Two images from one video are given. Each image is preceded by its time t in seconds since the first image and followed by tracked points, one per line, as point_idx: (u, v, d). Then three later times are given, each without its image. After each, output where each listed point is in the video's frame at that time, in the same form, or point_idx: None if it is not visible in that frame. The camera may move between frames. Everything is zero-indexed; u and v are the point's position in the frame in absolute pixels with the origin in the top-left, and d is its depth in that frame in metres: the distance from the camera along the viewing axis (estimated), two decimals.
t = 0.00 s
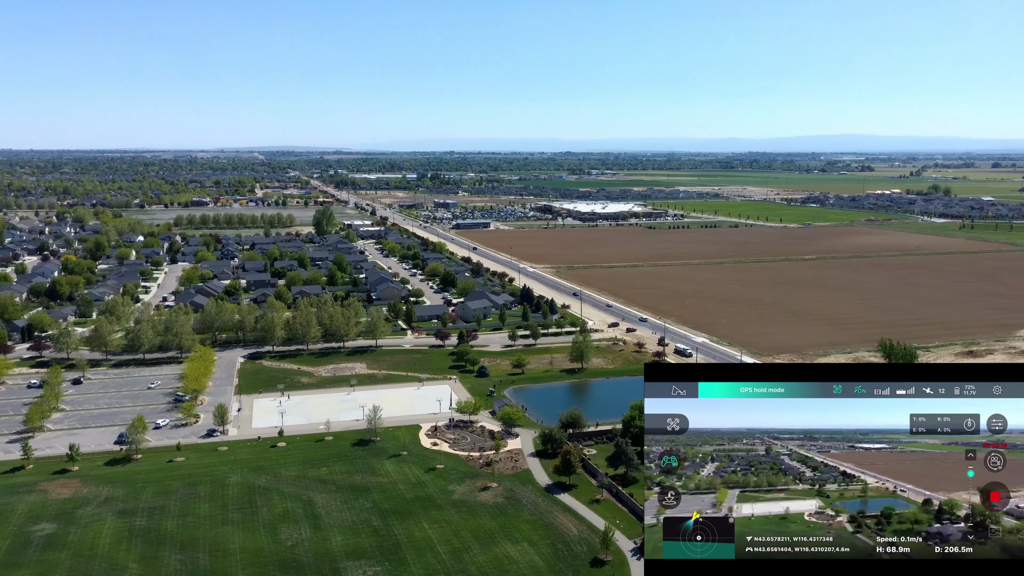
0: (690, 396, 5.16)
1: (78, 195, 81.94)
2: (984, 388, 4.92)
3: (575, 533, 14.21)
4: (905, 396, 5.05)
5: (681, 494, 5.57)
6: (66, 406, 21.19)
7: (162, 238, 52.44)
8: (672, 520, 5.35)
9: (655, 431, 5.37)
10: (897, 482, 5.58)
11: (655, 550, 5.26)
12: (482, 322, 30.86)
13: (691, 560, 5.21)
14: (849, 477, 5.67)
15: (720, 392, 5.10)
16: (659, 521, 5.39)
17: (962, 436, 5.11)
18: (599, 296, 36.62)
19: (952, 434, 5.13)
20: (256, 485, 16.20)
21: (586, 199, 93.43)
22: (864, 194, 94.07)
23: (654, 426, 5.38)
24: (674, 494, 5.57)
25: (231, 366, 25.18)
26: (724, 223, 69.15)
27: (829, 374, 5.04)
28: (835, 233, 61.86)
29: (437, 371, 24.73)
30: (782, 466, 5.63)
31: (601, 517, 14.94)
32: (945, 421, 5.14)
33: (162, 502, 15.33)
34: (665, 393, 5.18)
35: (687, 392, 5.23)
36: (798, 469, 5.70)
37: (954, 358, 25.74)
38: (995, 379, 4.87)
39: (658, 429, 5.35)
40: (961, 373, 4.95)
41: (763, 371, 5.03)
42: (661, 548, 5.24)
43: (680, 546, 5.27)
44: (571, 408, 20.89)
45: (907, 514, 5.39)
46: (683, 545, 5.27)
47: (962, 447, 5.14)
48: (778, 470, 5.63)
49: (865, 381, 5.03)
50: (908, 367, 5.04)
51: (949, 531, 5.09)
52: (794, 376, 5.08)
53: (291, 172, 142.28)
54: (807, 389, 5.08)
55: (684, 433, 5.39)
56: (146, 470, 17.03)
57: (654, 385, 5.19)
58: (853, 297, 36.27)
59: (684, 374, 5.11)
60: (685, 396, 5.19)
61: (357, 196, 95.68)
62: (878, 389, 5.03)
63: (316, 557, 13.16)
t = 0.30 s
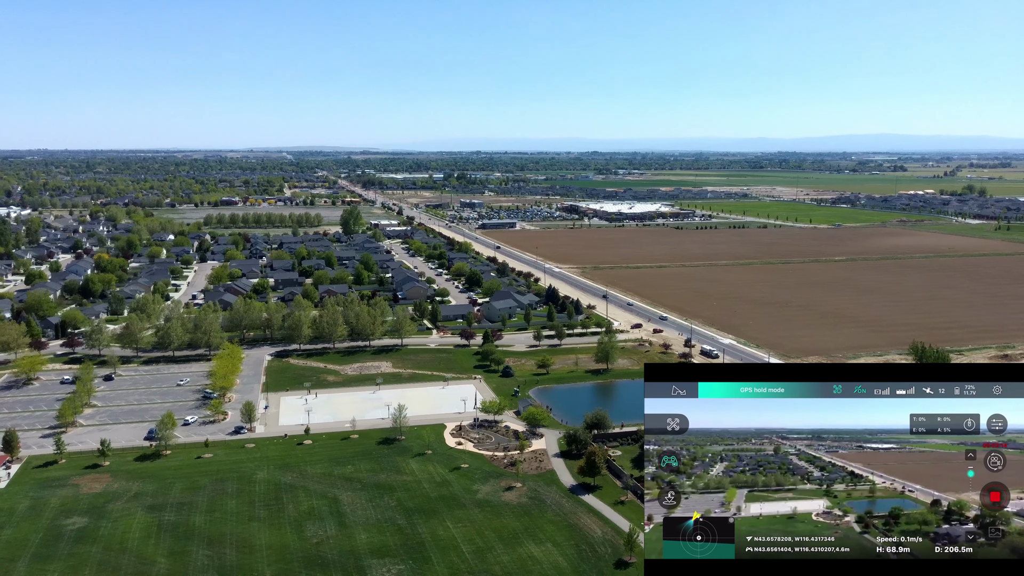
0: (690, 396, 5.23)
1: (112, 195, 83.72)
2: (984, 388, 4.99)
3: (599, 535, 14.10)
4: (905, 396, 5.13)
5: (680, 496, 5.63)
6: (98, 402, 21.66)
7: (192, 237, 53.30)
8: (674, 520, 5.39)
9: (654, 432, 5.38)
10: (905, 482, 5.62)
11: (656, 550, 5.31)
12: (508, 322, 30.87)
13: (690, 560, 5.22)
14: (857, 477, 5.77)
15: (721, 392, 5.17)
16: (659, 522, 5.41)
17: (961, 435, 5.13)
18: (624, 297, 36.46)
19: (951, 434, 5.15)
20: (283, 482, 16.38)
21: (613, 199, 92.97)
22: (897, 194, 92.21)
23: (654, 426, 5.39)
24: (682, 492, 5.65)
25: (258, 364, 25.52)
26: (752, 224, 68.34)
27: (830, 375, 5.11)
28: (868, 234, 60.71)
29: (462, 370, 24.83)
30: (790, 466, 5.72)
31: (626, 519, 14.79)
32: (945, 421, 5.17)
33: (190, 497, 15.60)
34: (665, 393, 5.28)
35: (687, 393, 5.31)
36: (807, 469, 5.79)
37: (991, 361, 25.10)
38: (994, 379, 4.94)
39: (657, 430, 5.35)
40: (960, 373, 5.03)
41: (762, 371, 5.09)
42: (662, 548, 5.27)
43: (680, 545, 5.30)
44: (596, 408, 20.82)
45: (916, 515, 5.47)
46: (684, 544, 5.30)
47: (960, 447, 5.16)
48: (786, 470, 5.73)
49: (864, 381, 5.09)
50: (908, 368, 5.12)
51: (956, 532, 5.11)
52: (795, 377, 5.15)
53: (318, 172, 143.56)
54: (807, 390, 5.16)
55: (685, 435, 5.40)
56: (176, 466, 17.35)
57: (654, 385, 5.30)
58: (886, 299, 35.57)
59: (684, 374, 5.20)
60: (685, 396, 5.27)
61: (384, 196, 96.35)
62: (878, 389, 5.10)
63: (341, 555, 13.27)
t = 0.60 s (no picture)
0: (690, 397, 5.22)
1: (127, 195, 84.45)
2: (984, 388, 4.97)
3: (609, 535, 14.07)
4: (905, 396, 5.10)
5: (682, 496, 5.60)
6: (111, 401, 21.86)
7: (204, 237, 53.67)
8: (674, 520, 5.34)
9: (654, 432, 5.36)
10: (907, 482, 5.55)
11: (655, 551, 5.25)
12: (519, 322, 30.87)
13: (690, 560, 5.17)
14: (859, 477, 5.69)
15: (721, 392, 5.14)
16: (659, 522, 5.36)
17: (961, 435, 5.09)
18: (636, 297, 36.35)
19: (951, 434, 5.12)
20: (294, 481, 16.46)
21: (625, 199, 92.68)
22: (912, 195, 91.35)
23: (654, 427, 5.37)
24: (684, 492, 5.63)
25: (270, 363, 25.68)
26: (765, 224, 67.94)
27: (829, 374, 5.09)
28: (883, 235, 60.17)
29: (473, 370, 24.86)
30: (793, 466, 5.68)
31: (636, 520, 14.74)
32: (945, 421, 5.14)
33: (202, 495, 15.71)
34: (665, 393, 5.27)
35: (687, 393, 5.29)
36: (809, 468, 5.73)
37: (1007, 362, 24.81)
38: (995, 379, 4.92)
39: (656, 430, 5.34)
40: (960, 373, 5.00)
41: (763, 372, 5.07)
42: (662, 549, 5.21)
43: (680, 545, 5.25)
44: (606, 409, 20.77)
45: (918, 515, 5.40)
46: (683, 544, 5.25)
47: (961, 448, 5.12)
48: (788, 470, 5.68)
49: (863, 381, 5.06)
50: (908, 368, 5.10)
51: (959, 532, 5.06)
52: (795, 377, 5.12)
53: (330, 172, 144.22)
54: (807, 389, 5.13)
55: (685, 434, 5.38)
56: (188, 464, 17.49)
57: (654, 385, 5.28)
58: (901, 300, 35.26)
59: (684, 374, 5.19)
60: (685, 397, 5.25)
61: (396, 196, 96.55)
62: (878, 389, 5.08)
63: (351, 554, 13.31)
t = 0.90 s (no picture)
0: (690, 397, 5.21)
1: (132, 195, 84.74)
2: (984, 388, 4.95)
3: (613, 536, 14.06)
4: (905, 397, 5.10)
5: (682, 496, 5.59)
6: (116, 401, 21.93)
7: (208, 237, 53.80)
8: (673, 520, 5.32)
9: (654, 432, 5.37)
10: (908, 482, 5.50)
11: (655, 551, 5.25)
12: (522, 322, 30.86)
13: (690, 560, 5.16)
14: (860, 477, 5.62)
15: (721, 392, 5.14)
16: (658, 521, 5.35)
17: (961, 435, 5.08)
18: (639, 297, 36.35)
19: (951, 434, 5.11)
20: (297, 481, 16.48)
21: (629, 199, 92.59)
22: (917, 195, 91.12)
23: (654, 426, 5.38)
24: (685, 492, 5.62)
25: (274, 363, 25.74)
26: (769, 224, 67.83)
27: (829, 374, 5.08)
28: (887, 235, 60.06)
29: (476, 370, 24.87)
30: (794, 466, 5.65)
31: (640, 521, 14.73)
32: (945, 421, 5.13)
33: (205, 495, 15.74)
34: (665, 393, 5.26)
35: (687, 393, 5.29)
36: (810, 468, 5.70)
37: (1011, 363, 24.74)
38: (994, 379, 4.90)
39: (657, 430, 5.35)
40: (960, 373, 4.99)
41: (763, 372, 5.07)
42: (661, 549, 5.20)
43: (680, 545, 5.24)
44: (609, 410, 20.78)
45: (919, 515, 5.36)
46: (683, 544, 5.24)
47: (961, 448, 5.11)
48: (789, 470, 5.66)
49: (863, 381, 5.05)
50: (909, 369, 5.08)
51: (959, 532, 5.05)
52: (794, 377, 5.12)
53: (334, 172, 144.70)
54: (807, 390, 5.13)
55: (684, 435, 5.38)
56: (192, 464, 17.53)
57: (654, 386, 5.28)
58: (905, 300, 35.20)
59: (684, 375, 5.18)
60: (685, 396, 5.25)
61: (400, 197, 96.64)
62: (878, 389, 5.07)
63: (355, 554, 13.32)
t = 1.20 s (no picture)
0: (690, 396, 5.21)
1: (133, 195, 84.89)
2: (985, 388, 4.95)
3: (613, 536, 14.05)
4: (905, 397, 5.09)
5: (682, 497, 5.59)
6: (116, 401, 21.92)
7: (209, 237, 53.82)
8: (674, 520, 5.32)
9: (654, 431, 5.37)
10: (908, 482, 5.49)
11: (655, 551, 5.23)
12: (523, 322, 30.87)
13: (689, 560, 5.15)
14: (860, 477, 5.60)
15: (720, 392, 5.14)
16: (659, 522, 5.35)
17: (962, 434, 5.08)
18: (640, 297, 36.37)
19: (951, 433, 5.11)
20: (298, 481, 16.48)
21: (630, 200, 92.62)
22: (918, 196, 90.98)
23: (655, 426, 5.39)
24: (685, 492, 5.63)
25: (275, 363, 25.75)
26: (770, 225, 67.80)
27: (829, 374, 5.07)
28: (888, 235, 60.00)
29: (477, 370, 24.87)
30: (794, 466, 5.64)
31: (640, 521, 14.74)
32: (945, 421, 5.13)
33: (207, 495, 15.75)
34: (664, 393, 5.26)
35: (688, 393, 5.28)
36: (811, 468, 5.69)
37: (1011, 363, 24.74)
38: (994, 379, 4.90)
39: (656, 429, 5.35)
40: (961, 373, 4.98)
41: (763, 372, 5.06)
42: (660, 549, 5.18)
43: (680, 544, 5.22)
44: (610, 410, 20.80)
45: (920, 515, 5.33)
46: (683, 544, 5.22)
47: (961, 447, 5.11)
48: (789, 469, 5.65)
49: (863, 381, 5.04)
50: (909, 369, 5.07)
51: (960, 532, 5.04)
52: (795, 377, 5.11)
53: (335, 173, 144.93)
54: (807, 389, 5.13)
55: (685, 434, 5.36)
56: (193, 463, 17.55)
57: (654, 385, 5.28)
58: (906, 300, 35.19)
59: (683, 375, 5.17)
60: (685, 396, 5.24)
61: (400, 197, 96.68)
62: (878, 389, 5.07)
63: (355, 554, 13.32)
